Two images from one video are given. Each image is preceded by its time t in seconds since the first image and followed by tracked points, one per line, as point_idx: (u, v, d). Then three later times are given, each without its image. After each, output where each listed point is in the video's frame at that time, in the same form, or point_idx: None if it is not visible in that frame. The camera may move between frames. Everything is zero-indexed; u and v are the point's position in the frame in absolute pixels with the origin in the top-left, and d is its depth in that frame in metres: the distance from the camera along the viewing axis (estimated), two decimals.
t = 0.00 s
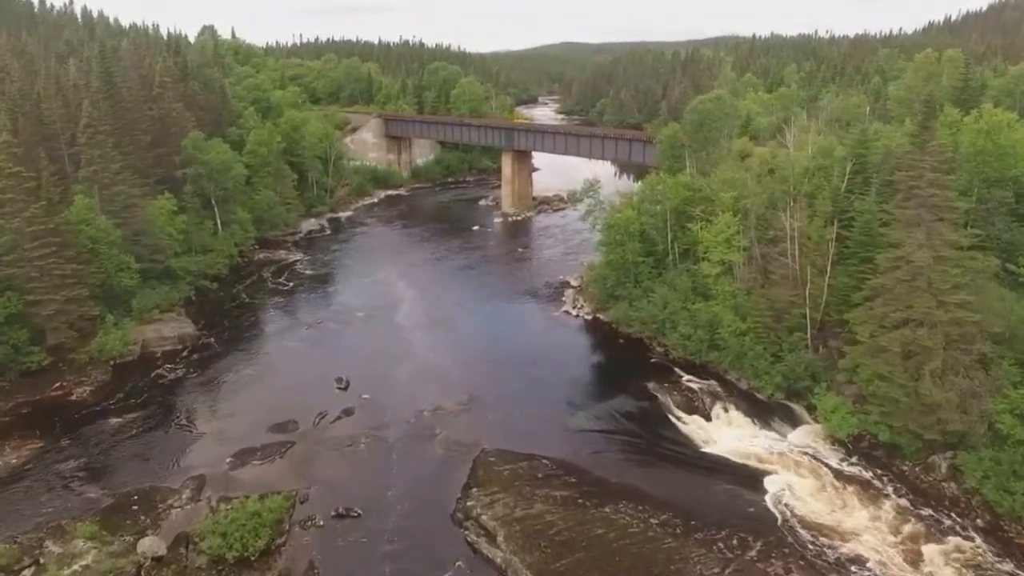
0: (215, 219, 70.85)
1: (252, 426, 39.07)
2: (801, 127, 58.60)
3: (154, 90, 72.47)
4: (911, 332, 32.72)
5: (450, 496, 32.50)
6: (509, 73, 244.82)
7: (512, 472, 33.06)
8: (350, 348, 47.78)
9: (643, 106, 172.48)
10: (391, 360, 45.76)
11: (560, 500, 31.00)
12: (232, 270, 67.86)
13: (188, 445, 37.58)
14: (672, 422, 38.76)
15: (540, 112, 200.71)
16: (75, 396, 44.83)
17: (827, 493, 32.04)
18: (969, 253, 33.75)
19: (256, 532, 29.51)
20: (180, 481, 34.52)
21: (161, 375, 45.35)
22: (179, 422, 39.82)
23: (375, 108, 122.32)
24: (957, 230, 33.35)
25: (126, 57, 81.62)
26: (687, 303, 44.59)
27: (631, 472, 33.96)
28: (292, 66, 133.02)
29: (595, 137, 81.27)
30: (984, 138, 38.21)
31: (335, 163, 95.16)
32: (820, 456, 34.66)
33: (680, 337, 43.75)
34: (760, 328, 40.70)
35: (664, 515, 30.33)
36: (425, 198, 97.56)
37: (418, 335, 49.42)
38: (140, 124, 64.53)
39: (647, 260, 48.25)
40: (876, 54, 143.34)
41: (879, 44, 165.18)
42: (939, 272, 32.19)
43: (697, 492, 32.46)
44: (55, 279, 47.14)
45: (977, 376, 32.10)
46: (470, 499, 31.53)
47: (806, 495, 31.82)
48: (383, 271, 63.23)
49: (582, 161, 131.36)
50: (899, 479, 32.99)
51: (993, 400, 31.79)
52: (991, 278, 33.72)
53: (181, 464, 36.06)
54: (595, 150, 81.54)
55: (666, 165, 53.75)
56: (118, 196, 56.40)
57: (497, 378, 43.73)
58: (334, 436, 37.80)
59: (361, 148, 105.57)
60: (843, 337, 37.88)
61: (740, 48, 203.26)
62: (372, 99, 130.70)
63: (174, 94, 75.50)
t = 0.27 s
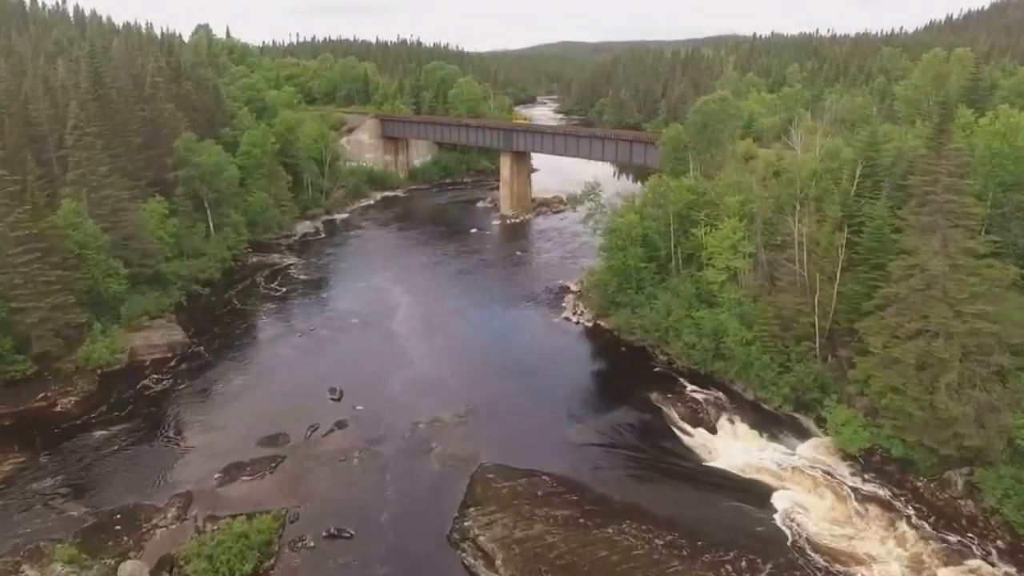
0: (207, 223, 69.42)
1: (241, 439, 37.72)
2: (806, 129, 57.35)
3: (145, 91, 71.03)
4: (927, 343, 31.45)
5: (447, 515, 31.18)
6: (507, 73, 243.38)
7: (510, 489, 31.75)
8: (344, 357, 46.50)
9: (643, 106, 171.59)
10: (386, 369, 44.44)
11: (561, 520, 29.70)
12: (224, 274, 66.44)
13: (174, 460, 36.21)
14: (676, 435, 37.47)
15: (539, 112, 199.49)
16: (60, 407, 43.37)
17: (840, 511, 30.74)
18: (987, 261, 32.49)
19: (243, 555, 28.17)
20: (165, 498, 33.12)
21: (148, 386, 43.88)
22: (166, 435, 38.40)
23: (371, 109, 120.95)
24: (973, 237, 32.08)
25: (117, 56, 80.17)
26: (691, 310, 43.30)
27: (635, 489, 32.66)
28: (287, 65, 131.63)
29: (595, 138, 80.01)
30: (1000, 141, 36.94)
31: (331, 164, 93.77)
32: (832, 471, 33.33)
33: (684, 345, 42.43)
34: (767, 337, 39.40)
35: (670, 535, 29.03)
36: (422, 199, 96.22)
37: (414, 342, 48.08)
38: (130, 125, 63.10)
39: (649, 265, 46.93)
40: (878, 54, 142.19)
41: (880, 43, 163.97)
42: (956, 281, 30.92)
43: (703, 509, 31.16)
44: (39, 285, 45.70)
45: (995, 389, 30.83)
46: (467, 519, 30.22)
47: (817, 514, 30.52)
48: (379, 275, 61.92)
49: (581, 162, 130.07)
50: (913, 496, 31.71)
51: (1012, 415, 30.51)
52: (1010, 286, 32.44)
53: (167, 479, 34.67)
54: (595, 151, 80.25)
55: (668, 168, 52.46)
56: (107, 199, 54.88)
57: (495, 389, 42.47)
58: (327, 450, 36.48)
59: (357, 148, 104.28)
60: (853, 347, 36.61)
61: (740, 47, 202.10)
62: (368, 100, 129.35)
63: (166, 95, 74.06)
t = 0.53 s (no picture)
0: (200, 225, 67.90)
1: (231, 455, 36.31)
2: (812, 130, 56.04)
3: (136, 91, 69.49)
4: (945, 356, 30.11)
5: (443, 537, 29.81)
6: (506, 72, 242.25)
7: (510, 509, 30.39)
8: (338, 365, 45.16)
9: (643, 106, 170.58)
10: (382, 380, 43.04)
11: (563, 542, 28.34)
12: (217, 279, 65.01)
13: (160, 476, 34.77)
14: (681, 449, 36.11)
15: (537, 111, 198.25)
16: (44, 419, 41.83)
17: (854, 531, 29.37)
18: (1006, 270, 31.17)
19: None
20: (150, 517, 31.70)
21: (134, 398, 42.28)
22: (153, 450, 36.95)
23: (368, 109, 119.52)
24: (993, 244, 30.75)
25: (108, 56, 78.73)
26: (696, 318, 41.93)
27: (639, 508, 31.29)
28: (283, 65, 130.09)
29: (596, 139, 78.71)
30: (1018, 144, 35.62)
31: (327, 165, 92.32)
32: (846, 490, 31.89)
33: (689, 354, 41.06)
34: (776, 347, 38.03)
35: (677, 559, 27.68)
36: (420, 201, 94.82)
37: (410, 351, 46.67)
38: (121, 127, 61.67)
39: (652, 271, 45.57)
40: (879, 53, 141.14)
41: (881, 42, 162.95)
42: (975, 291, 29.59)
43: (711, 530, 29.80)
44: (24, 293, 43.80)
45: (1016, 404, 29.47)
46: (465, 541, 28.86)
47: (831, 535, 29.15)
48: (376, 279, 60.51)
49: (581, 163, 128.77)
50: (930, 514, 30.35)
51: None
52: None
53: (152, 497, 33.23)
54: (595, 153, 78.92)
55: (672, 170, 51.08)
56: (95, 203, 53.29)
57: (493, 400, 41.12)
58: (319, 467, 35.08)
59: (354, 150, 102.95)
60: (865, 358, 35.26)
61: (740, 46, 201.13)
62: (365, 100, 127.93)
63: (158, 96, 72.52)
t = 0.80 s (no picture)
0: (192, 229, 66.41)
1: (220, 471, 34.86)
2: (819, 133, 54.81)
3: (127, 93, 67.96)
4: (966, 370, 28.77)
5: (441, 560, 28.38)
6: (504, 73, 241.36)
7: (511, 531, 29.00)
8: (333, 375, 43.75)
9: (641, 107, 169.70)
10: (377, 391, 41.61)
11: (566, 567, 26.96)
12: (210, 284, 63.51)
13: (146, 495, 33.31)
14: (688, 465, 34.73)
15: (535, 113, 197.16)
16: (27, 433, 40.27)
17: (872, 553, 27.98)
18: None
19: None
20: (134, 539, 30.23)
21: (119, 410, 40.69)
22: (139, 466, 35.47)
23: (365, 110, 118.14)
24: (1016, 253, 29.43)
25: (100, 57, 77.31)
26: (702, 328, 40.58)
27: (646, 529, 29.91)
28: (279, 65, 128.59)
29: (596, 141, 77.39)
30: None
31: (323, 168, 90.87)
32: (861, 509, 30.51)
33: (695, 365, 39.75)
34: (786, 358, 36.67)
35: None
36: (417, 204, 93.46)
37: (407, 360, 45.23)
38: (111, 129, 60.24)
39: (657, 279, 44.31)
40: (880, 54, 140.15)
41: (882, 43, 162.07)
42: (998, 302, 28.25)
43: (722, 552, 28.42)
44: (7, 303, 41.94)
45: None
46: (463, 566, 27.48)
47: (847, 556, 27.78)
48: (373, 285, 59.12)
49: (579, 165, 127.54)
50: (950, 535, 28.98)
51: None
52: None
53: (137, 517, 31.77)
54: (596, 155, 77.61)
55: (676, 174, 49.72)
56: (83, 207, 51.63)
57: (493, 412, 39.73)
58: (312, 484, 33.64)
59: (350, 152, 101.76)
60: (880, 371, 33.91)
61: (739, 47, 200.26)
62: (362, 101, 126.56)
63: (150, 97, 71.00)
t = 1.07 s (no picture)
0: (184, 234, 64.81)
1: (208, 490, 33.39)
2: (825, 136, 53.70)
3: (119, 95, 66.42)
4: (991, 385, 27.49)
5: None
6: (501, 75, 240.39)
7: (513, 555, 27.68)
8: (328, 387, 42.31)
9: (640, 110, 168.84)
10: (372, 404, 40.20)
11: None
12: (202, 291, 61.95)
13: (130, 516, 31.81)
14: (696, 482, 33.38)
15: (533, 115, 196.26)
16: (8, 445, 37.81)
17: None
18: None
19: None
20: (116, 563, 28.72)
21: (104, 427, 38.94)
22: (124, 486, 33.94)
23: (362, 113, 116.79)
24: None
25: (91, 59, 75.84)
26: (710, 338, 39.25)
27: (654, 551, 28.58)
28: (275, 68, 127.26)
29: (597, 144, 76.06)
30: None
31: (319, 171, 89.45)
32: (880, 530, 29.10)
33: (703, 377, 38.47)
34: (798, 371, 35.29)
35: None
36: (415, 208, 92.14)
37: (404, 371, 43.81)
38: (101, 132, 58.76)
39: (662, 288, 43.07)
40: (881, 57, 139.28)
41: (882, 45, 161.30)
42: None
43: None
44: None
45: None
46: None
47: None
48: (369, 292, 57.67)
49: (578, 169, 126.27)
50: (973, 559, 27.55)
51: None
52: None
53: (120, 540, 30.27)
54: (597, 159, 76.36)
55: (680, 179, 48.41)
56: (71, 214, 49.82)
57: (492, 426, 38.32)
58: (305, 504, 32.18)
59: (347, 156, 100.01)
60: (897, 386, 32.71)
61: (738, 50, 199.49)
62: (359, 104, 125.32)
63: (142, 100, 69.46)
